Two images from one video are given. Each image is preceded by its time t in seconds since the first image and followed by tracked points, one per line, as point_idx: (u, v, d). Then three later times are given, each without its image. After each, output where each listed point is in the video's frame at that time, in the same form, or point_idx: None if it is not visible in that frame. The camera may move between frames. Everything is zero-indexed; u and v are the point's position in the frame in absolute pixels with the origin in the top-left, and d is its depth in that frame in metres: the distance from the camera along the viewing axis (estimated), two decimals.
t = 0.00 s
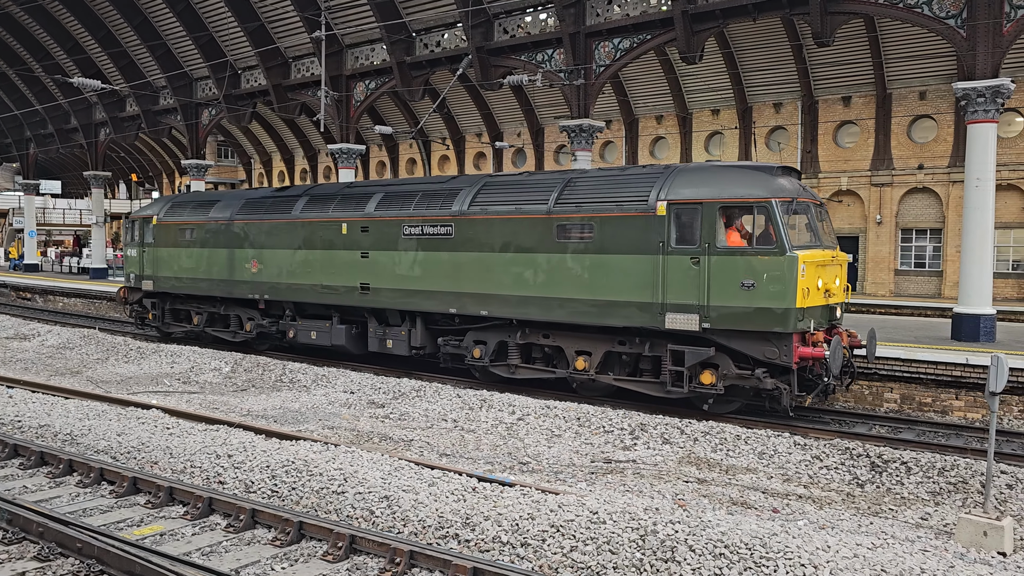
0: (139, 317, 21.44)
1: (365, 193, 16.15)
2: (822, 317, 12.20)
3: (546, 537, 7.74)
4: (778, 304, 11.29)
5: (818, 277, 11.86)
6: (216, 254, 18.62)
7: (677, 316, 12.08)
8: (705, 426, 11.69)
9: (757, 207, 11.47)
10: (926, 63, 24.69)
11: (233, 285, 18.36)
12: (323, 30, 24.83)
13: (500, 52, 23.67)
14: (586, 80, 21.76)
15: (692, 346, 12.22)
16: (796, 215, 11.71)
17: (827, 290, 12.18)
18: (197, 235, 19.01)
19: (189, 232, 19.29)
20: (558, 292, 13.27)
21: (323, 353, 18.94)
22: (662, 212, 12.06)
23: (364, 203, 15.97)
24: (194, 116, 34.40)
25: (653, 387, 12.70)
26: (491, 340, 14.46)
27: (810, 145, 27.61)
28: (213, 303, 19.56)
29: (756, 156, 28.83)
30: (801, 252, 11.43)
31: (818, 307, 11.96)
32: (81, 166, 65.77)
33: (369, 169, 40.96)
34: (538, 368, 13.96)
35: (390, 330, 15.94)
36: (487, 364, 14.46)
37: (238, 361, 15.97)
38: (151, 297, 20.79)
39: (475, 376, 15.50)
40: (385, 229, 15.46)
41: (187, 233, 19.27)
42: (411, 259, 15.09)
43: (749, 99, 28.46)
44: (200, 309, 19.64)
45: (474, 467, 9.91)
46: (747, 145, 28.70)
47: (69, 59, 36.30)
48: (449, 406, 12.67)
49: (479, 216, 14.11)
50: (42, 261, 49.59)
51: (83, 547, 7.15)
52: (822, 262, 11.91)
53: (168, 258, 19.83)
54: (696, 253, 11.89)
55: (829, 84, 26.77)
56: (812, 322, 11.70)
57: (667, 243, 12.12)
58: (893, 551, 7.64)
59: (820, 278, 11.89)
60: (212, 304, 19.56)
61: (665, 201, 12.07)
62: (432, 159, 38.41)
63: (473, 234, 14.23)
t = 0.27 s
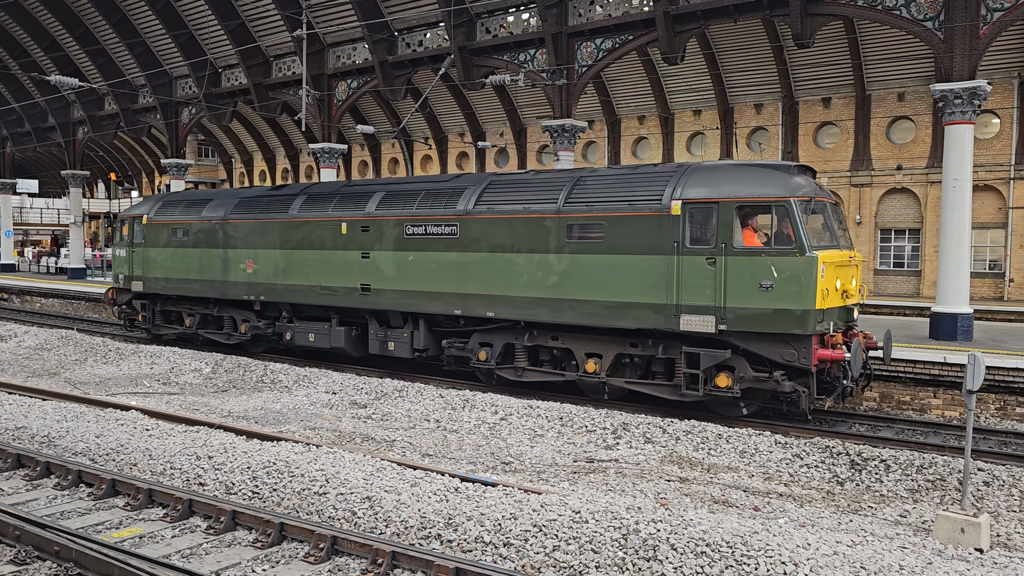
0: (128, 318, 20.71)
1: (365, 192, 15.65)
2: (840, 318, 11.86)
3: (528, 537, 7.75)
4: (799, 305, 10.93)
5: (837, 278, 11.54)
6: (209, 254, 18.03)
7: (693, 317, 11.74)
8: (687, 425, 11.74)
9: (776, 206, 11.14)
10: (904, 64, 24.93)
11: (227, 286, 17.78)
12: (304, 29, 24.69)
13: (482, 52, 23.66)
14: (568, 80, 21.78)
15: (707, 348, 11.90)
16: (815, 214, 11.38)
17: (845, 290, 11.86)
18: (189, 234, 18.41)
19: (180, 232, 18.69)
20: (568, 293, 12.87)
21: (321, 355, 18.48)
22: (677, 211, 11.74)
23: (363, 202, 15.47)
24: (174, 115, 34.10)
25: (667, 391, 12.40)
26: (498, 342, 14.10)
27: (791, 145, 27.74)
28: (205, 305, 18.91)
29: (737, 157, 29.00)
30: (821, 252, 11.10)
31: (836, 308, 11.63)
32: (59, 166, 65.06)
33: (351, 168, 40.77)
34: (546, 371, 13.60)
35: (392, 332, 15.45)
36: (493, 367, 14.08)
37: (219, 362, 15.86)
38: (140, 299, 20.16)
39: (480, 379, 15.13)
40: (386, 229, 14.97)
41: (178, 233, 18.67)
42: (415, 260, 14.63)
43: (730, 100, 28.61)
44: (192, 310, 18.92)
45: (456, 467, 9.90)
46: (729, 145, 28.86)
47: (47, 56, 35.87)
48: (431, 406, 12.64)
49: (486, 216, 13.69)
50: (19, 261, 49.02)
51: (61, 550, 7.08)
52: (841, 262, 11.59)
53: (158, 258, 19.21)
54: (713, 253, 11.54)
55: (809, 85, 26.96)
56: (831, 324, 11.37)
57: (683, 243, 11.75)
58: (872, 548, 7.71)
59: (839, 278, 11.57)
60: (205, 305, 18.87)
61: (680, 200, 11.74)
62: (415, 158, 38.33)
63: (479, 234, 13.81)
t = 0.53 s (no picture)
0: (119, 320, 20.23)
1: (367, 190, 15.35)
2: (858, 318, 11.69)
3: (512, 536, 7.74)
4: (820, 305, 10.74)
5: (856, 278, 11.38)
6: (205, 255, 17.63)
7: (710, 319, 11.50)
8: (671, 424, 11.77)
9: (796, 205, 10.94)
10: (885, 65, 25.16)
11: (222, 287, 17.40)
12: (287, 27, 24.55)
13: (466, 51, 23.63)
14: (552, 79, 21.81)
15: (725, 350, 11.70)
16: (834, 213, 11.20)
17: (862, 290, 11.71)
18: (184, 233, 18.01)
19: (174, 232, 18.28)
20: (579, 294, 12.63)
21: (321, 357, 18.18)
22: (693, 211, 11.48)
23: (366, 201, 15.16)
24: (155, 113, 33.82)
25: (683, 393, 12.20)
26: (506, 344, 13.85)
27: (774, 145, 27.90)
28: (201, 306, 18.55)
29: (720, 156, 29.14)
30: (841, 252, 10.93)
31: (854, 309, 11.47)
32: (38, 164, 64.39)
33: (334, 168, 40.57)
34: (556, 374, 13.37)
35: (396, 334, 15.19)
36: (501, 369, 13.83)
37: (200, 363, 15.75)
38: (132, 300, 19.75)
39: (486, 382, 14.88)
40: (391, 228, 14.66)
41: (172, 232, 18.26)
42: (420, 260, 14.34)
43: (713, 100, 28.74)
44: (186, 312, 18.57)
45: (440, 467, 9.88)
46: (712, 144, 29.01)
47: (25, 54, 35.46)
48: (415, 406, 12.61)
49: (494, 215, 13.43)
50: None
51: (39, 552, 7.02)
52: (859, 262, 11.44)
53: (150, 258, 18.79)
54: (731, 253, 11.32)
55: (791, 86, 27.15)
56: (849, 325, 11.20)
57: (699, 243, 11.51)
58: (853, 545, 7.76)
59: (857, 278, 11.43)
60: (199, 307, 18.52)
61: (696, 198, 11.49)
62: (398, 157, 38.24)
63: (487, 233, 13.53)
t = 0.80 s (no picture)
0: (108, 322, 20.05)
1: (368, 188, 15.11)
2: (878, 318, 11.45)
3: (495, 536, 7.73)
4: (840, 306, 10.55)
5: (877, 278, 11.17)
6: (200, 254, 17.32)
7: (726, 319, 11.31)
8: (654, 422, 11.80)
9: (815, 204, 10.75)
10: (866, 65, 25.36)
11: (218, 288, 17.10)
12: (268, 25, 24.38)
13: (449, 50, 23.59)
14: (534, 79, 21.82)
15: (741, 351, 11.49)
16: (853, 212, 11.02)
17: (882, 290, 11.48)
18: (177, 233, 17.70)
19: (167, 231, 17.96)
20: (588, 294, 12.40)
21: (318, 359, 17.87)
22: (710, 208, 11.28)
23: (367, 199, 14.91)
24: (135, 111, 33.57)
25: (696, 395, 11.96)
26: (513, 345, 13.61)
27: (755, 145, 28.06)
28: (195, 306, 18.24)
29: (703, 155, 29.26)
30: (862, 252, 10.74)
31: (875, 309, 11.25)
32: (15, 162, 63.65)
33: (317, 167, 40.35)
34: (565, 375, 13.12)
35: (398, 335, 14.96)
36: (509, 371, 13.58)
37: (181, 363, 15.62)
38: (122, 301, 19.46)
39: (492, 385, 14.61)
40: (393, 227, 14.42)
41: (165, 232, 17.97)
42: (424, 260, 14.09)
43: (695, 99, 28.85)
44: (179, 312, 18.29)
45: (423, 467, 9.85)
46: (694, 144, 29.15)
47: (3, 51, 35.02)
48: (398, 406, 12.57)
49: (502, 214, 13.17)
50: None
51: (15, 556, 6.95)
52: (880, 261, 11.23)
53: (142, 258, 18.50)
54: (748, 253, 11.12)
55: (773, 86, 27.31)
56: (870, 326, 10.98)
57: (715, 242, 11.31)
58: (834, 542, 7.81)
59: (877, 278, 11.20)
60: (193, 307, 18.21)
61: (713, 197, 11.29)
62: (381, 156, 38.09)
63: (494, 232, 13.29)
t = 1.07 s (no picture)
0: (96, 324, 19.77)
1: (367, 187, 14.89)
2: (891, 318, 11.28)
3: (476, 535, 7.75)
4: (855, 306, 10.39)
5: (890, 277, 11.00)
6: (192, 255, 17.01)
7: (739, 320, 11.10)
8: (634, 421, 11.87)
9: (830, 203, 10.58)
10: (843, 66, 25.61)
11: (211, 288, 16.81)
12: (247, 24, 24.22)
13: (430, 50, 23.57)
14: (515, 79, 21.88)
15: (754, 352, 11.28)
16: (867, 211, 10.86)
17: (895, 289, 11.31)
18: (168, 233, 17.41)
19: (158, 231, 17.64)
20: (596, 295, 12.17)
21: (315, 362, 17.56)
22: (722, 208, 11.08)
23: (367, 198, 14.68)
24: (111, 111, 33.37)
25: (707, 398, 11.75)
26: (518, 347, 13.36)
27: (734, 145, 28.26)
28: (187, 307, 17.94)
29: (683, 155, 29.44)
30: (877, 251, 10.57)
31: (888, 309, 11.08)
32: None
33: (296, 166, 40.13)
34: (572, 377, 12.87)
35: (399, 337, 14.68)
36: (513, 373, 13.32)
37: (160, 364, 15.51)
38: (111, 302, 19.18)
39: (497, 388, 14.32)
40: (394, 227, 14.18)
41: (155, 232, 17.67)
42: (425, 260, 13.86)
43: (675, 100, 29.01)
44: (170, 314, 18.02)
45: (405, 467, 9.85)
46: (674, 144, 29.30)
47: None
48: (379, 406, 12.55)
49: (506, 213, 12.95)
50: None
51: None
52: (893, 260, 11.06)
53: (131, 258, 18.20)
54: (761, 253, 10.93)
55: (753, 86, 27.47)
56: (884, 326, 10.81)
57: (726, 242, 11.12)
58: (813, 539, 7.90)
59: (891, 278, 11.04)
60: (185, 309, 17.93)
61: (725, 197, 11.07)
62: (362, 156, 37.99)
63: (498, 232, 13.05)
